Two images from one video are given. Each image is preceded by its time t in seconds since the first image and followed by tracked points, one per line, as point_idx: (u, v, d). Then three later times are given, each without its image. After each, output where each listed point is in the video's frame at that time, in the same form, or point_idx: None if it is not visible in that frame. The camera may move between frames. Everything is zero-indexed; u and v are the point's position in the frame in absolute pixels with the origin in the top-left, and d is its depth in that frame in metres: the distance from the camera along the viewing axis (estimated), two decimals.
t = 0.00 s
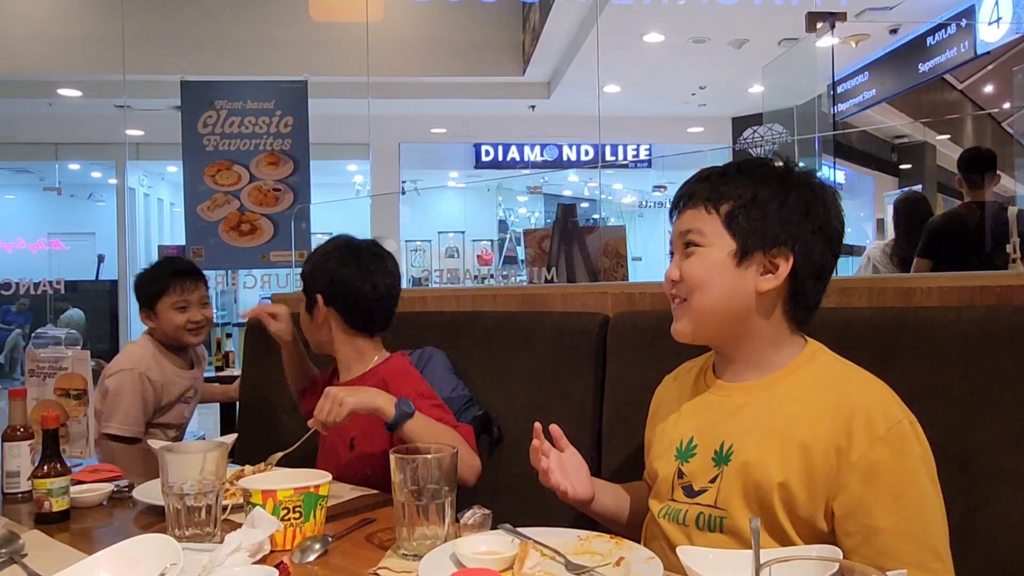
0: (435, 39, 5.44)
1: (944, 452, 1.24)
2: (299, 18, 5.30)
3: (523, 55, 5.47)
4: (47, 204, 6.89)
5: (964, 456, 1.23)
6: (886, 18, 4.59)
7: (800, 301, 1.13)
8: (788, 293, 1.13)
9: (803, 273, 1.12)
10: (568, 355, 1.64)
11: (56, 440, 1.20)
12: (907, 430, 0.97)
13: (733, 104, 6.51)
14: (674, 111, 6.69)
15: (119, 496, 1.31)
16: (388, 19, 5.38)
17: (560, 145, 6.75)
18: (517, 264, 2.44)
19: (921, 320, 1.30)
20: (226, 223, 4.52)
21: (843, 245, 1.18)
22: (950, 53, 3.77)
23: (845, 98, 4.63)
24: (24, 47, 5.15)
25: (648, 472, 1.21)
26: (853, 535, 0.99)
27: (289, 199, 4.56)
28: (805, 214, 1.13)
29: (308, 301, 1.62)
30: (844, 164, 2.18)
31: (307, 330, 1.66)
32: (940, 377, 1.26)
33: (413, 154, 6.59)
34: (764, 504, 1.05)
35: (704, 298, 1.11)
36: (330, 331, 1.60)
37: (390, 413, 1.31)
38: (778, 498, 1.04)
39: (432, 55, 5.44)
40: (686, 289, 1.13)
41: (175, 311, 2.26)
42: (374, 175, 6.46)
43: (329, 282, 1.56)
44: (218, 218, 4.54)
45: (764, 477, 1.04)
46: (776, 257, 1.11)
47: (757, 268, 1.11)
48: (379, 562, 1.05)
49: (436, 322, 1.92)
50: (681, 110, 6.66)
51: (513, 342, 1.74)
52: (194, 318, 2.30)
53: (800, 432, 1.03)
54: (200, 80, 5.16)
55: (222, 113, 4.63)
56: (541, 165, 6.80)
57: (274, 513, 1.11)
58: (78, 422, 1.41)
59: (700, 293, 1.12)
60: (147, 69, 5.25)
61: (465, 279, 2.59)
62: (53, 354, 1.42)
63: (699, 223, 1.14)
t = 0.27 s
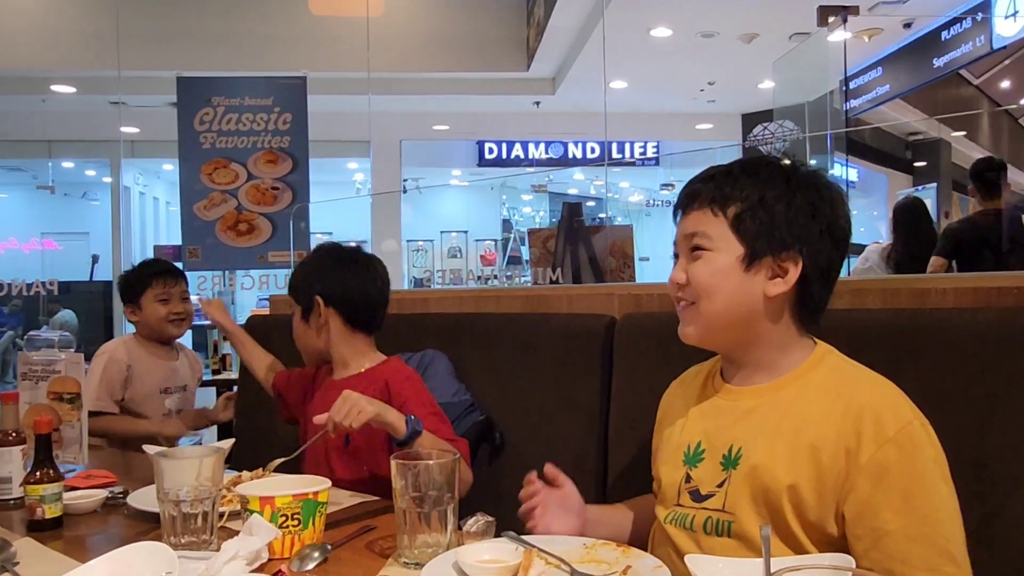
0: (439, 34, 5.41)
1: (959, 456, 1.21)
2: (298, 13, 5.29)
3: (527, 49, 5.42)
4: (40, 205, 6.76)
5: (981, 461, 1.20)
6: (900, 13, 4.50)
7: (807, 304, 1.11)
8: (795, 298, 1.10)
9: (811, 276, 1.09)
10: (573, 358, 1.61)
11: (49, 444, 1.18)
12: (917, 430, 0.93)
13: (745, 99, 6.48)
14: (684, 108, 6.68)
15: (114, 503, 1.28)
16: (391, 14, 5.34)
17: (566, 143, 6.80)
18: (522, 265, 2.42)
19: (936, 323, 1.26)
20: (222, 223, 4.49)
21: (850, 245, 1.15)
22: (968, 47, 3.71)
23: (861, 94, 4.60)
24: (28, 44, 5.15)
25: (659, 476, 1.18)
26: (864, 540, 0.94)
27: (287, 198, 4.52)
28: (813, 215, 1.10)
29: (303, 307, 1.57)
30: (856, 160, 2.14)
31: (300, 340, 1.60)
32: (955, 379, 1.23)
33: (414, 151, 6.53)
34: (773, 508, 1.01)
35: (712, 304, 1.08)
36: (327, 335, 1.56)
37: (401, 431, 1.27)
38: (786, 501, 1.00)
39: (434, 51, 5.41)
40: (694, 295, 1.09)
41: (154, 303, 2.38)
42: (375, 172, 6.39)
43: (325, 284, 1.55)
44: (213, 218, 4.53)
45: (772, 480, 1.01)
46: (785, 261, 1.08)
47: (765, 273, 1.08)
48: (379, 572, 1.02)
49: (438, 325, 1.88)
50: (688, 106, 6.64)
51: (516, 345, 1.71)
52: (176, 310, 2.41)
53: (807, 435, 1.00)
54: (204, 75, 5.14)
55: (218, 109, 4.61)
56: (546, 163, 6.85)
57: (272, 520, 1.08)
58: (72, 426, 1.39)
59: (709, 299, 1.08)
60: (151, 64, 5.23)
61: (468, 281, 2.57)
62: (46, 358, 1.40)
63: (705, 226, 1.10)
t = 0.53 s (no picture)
0: (441, 28, 5.37)
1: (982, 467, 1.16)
2: (296, 9, 5.25)
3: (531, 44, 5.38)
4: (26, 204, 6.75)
5: (1004, 473, 1.15)
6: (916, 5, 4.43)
7: (830, 311, 1.07)
8: (817, 304, 1.06)
9: (833, 283, 1.06)
10: (578, 363, 1.56)
11: (34, 455, 1.13)
12: (950, 438, 0.90)
13: (756, 95, 6.43)
14: (692, 104, 6.63)
15: (102, 515, 1.24)
16: (395, 8, 5.29)
17: (570, 141, 6.76)
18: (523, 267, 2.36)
19: (957, 329, 1.22)
20: (215, 224, 4.46)
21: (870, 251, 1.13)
22: (991, 40, 3.65)
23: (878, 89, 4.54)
24: (34, 38, 5.13)
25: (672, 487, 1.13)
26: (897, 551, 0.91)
27: (281, 197, 4.48)
28: (834, 219, 1.07)
29: (328, 319, 1.52)
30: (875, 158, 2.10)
31: (306, 352, 1.50)
32: (976, 387, 1.18)
33: (413, 148, 6.49)
34: (798, 520, 0.96)
35: (732, 310, 1.04)
36: (345, 349, 1.55)
37: (375, 433, 1.20)
38: (812, 512, 0.95)
39: (438, 45, 5.37)
40: (712, 301, 1.05)
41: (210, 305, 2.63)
42: (374, 170, 6.36)
43: (354, 301, 1.58)
44: (205, 218, 4.49)
45: (798, 491, 0.96)
46: (806, 266, 1.04)
47: (787, 277, 1.04)
48: None
49: (438, 329, 1.83)
50: (700, 102, 6.60)
51: (520, 350, 1.67)
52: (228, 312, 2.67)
53: (835, 443, 0.96)
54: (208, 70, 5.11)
55: (209, 105, 4.56)
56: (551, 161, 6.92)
57: (267, 533, 1.02)
58: (58, 436, 1.37)
59: (728, 305, 1.04)
60: (155, 59, 5.19)
61: (469, 283, 2.49)
62: (31, 365, 1.38)
63: (723, 231, 1.06)
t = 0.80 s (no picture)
0: (442, 28, 5.37)
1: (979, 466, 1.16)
2: (296, 9, 5.25)
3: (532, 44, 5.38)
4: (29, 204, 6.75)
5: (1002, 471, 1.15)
6: (915, 6, 4.44)
7: (842, 315, 1.08)
8: (828, 308, 1.07)
9: (844, 290, 1.07)
10: (578, 363, 1.56)
11: (33, 455, 1.13)
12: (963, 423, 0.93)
13: (756, 95, 6.43)
14: (692, 104, 6.63)
15: (102, 515, 1.24)
16: (393, 7, 5.29)
17: (570, 141, 6.74)
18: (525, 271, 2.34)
19: (958, 329, 1.22)
20: (215, 223, 4.45)
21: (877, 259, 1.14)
22: (991, 41, 3.65)
23: (879, 90, 4.55)
24: (35, 37, 5.13)
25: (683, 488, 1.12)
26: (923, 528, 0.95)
27: (281, 197, 4.48)
28: (842, 227, 1.08)
29: (363, 321, 1.51)
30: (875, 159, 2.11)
31: (341, 352, 1.47)
32: (976, 388, 1.18)
33: (413, 148, 6.49)
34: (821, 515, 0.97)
35: (749, 315, 1.04)
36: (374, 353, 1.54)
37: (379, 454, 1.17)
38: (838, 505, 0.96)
39: (436, 45, 5.36)
40: (727, 309, 1.05)
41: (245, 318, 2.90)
42: (374, 170, 6.36)
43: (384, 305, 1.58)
44: (205, 218, 4.49)
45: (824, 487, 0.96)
46: (818, 273, 1.05)
47: (799, 284, 1.05)
48: None
49: (437, 329, 1.83)
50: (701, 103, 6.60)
51: (520, 350, 1.67)
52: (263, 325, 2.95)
53: (854, 436, 0.97)
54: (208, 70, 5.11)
55: (209, 105, 4.56)
56: (551, 161, 6.87)
57: (265, 533, 1.02)
58: (58, 436, 1.36)
59: (744, 312, 1.04)
60: (156, 59, 5.19)
61: (470, 283, 2.49)
62: (31, 365, 1.39)
63: (736, 239, 1.07)
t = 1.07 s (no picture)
0: (439, 28, 5.36)
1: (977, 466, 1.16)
2: (293, 9, 5.25)
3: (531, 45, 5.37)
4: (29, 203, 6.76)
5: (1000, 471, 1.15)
6: (914, 7, 4.44)
7: (853, 328, 1.10)
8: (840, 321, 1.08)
9: (856, 304, 1.08)
10: (577, 363, 1.56)
11: (31, 454, 1.13)
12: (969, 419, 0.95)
13: (756, 96, 6.43)
14: (692, 105, 6.63)
15: (99, 514, 1.24)
16: (391, 7, 5.29)
17: (569, 141, 6.75)
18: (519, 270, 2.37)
19: (957, 329, 1.22)
20: (213, 223, 4.45)
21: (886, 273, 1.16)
22: (990, 42, 3.66)
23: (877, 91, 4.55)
24: (32, 36, 5.13)
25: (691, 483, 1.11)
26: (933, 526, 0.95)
27: (279, 197, 4.47)
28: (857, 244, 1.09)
29: (353, 326, 1.41)
30: (873, 160, 2.11)
31: (341, 363, 1.41)
32: (974, 388, 1.19)
33: (412, 148, 6.48)
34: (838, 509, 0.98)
35: (766, 331, 1.04)
36: (377, 351, 1.45)
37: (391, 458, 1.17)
38: (854, 498, 0.98)
39: (435, 45, 5.36)
40: (744, 323, 1.05)
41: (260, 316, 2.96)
42: (372, 170, 6.35)
43: (377, 297, 1.45)
44: (203, 218, 4.48)
45: (842, 481, 0.98)
46: (834, 290, 1.06)
47: (816, 300, 1.05)
48: None
49: (436, 329, 1.83)
50: (701, 103, 6.60)
51: (519, 350, 1.67)
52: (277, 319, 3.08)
53: (868, 431, 0.99)
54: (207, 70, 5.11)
55: (207, 104, 4.56)
56: (549, 161, 6.84)
57: (263, 533, 1.02)
58: (55, 435, 1.36)
59: (760, 327, 1.04)
60: (154, 58, 5.19)
61: (468, 284, 2.50)
62: (29, 364, 1.38)
63: (752, 254, 1.06)
